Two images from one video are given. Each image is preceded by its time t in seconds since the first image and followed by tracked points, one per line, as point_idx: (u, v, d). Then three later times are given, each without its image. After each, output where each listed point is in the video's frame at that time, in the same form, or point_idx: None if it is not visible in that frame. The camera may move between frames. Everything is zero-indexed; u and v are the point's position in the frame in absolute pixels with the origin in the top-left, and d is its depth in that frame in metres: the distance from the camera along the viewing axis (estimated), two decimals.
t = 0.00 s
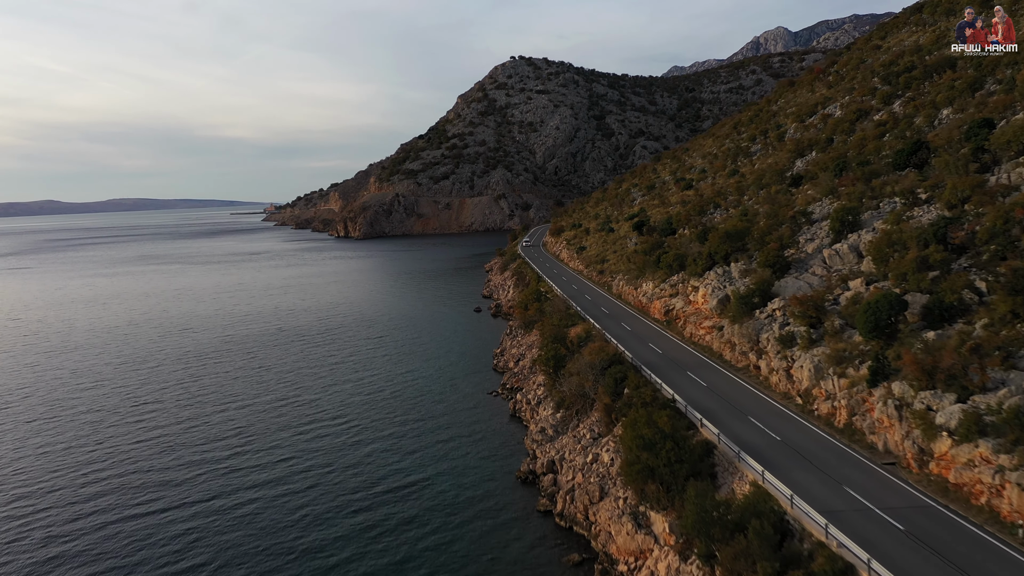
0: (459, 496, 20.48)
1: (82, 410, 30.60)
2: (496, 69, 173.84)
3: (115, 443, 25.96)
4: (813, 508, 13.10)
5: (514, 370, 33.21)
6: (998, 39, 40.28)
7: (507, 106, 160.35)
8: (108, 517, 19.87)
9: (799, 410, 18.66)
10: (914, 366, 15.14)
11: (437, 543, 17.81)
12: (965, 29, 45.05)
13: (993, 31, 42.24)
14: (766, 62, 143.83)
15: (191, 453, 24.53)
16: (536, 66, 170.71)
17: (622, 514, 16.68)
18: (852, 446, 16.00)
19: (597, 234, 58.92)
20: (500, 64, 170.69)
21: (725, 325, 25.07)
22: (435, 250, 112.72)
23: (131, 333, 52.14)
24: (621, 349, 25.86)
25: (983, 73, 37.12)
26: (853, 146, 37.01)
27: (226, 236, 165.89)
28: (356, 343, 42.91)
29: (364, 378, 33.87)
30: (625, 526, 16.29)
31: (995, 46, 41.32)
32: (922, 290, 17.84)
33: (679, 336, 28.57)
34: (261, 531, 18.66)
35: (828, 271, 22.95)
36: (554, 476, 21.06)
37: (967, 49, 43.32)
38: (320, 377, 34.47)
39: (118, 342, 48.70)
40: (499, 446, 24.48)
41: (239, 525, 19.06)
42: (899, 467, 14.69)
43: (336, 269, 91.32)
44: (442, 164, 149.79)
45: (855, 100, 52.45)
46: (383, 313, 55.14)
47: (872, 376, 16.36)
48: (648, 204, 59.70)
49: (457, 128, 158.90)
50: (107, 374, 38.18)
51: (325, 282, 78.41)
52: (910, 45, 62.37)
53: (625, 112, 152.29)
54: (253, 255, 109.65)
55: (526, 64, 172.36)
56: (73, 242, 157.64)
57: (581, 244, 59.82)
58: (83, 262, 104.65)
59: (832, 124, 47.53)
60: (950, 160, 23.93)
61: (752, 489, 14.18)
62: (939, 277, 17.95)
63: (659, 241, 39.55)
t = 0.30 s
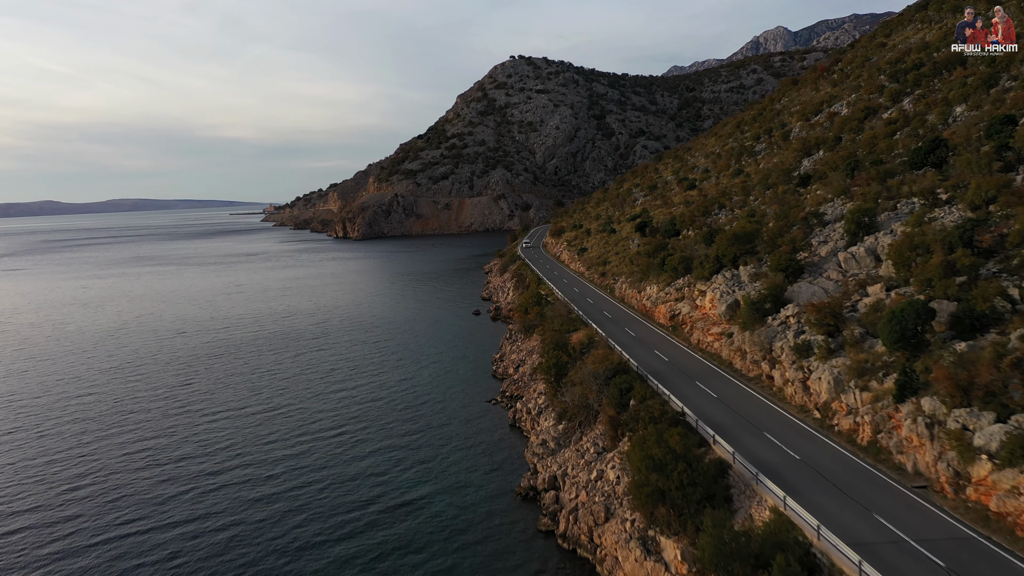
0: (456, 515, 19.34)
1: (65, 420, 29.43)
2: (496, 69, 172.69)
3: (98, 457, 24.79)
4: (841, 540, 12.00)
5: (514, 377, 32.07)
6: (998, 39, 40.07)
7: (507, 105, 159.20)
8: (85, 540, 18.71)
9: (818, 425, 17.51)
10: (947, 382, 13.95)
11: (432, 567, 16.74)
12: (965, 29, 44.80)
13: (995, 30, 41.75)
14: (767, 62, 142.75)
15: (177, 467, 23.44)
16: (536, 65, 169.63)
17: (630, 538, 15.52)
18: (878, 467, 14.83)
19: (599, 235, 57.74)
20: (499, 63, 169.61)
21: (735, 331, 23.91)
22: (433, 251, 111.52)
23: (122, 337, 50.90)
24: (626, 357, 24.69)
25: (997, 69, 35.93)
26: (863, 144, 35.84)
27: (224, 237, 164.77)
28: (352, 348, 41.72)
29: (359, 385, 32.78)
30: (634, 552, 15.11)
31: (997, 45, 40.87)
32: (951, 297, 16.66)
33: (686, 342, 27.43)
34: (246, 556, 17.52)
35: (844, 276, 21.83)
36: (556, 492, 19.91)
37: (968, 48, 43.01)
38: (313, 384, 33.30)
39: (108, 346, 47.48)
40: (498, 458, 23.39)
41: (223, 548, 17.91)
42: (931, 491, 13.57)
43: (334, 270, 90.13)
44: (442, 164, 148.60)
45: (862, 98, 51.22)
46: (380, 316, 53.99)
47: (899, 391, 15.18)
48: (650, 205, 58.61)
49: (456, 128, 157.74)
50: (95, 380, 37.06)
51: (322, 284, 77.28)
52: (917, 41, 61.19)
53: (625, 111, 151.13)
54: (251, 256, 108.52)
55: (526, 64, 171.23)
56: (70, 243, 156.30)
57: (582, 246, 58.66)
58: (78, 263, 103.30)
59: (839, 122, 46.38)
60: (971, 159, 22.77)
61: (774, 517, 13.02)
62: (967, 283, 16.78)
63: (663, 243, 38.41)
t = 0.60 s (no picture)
0: (453, 534, 18.35)
1: (50, 430, 28.48)
2: (496, 69, 171.77)
3: (80, 470, 23.84)
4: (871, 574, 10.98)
5: (514, 384, 31.06)
6: (998, 40, 39.52)
7: (507, 105, 158.19)
8: (61, 563, 17.71)
9: (837, 440, 16.50)
10: (982, 399, 12.89)
11: None
12: (965, 29, 44.45)
13: (994, 31, 41.58)
14: (768, 61, 141.80)
15: (163, 481, 22.48)
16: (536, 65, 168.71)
17: (637, 564, 14.51)
18: (906, 490, 13.78)
19: (600, 236, 56.73)
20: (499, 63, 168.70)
21: (745, 338, 22.88)
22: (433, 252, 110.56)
23: (114, 341, 49.94)
24: (630, 364, 23.65)
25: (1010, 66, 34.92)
26: (872, 143, 34.84)
27: (222, 237, 163.81)
28: (348, 353, 40.75)
29: (355, 392, 31.82)
30: None
31: (995, 46, 40.75)
32: (980, 305, 15.61)
33: (693, 349, 26.41)
34: None
35: (860, 281, 20.84)
36: (558, 509, 18.89)
37: (968, 48, 42.53)
38: (306, 391, 32.28)
39: (100, 350, 46.54)
40: (497, 471, 22.40)
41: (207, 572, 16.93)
42: (966, 517, 12.49)
43: (332, 272, 89.16)
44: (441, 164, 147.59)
45: (868, 96, 50.17)
46: (378, 319, 53.01)
47: (928, 407, 14.10)
48: (652, 205, 57.63)
49: (456, 128, 156.82)
50: (85, 386, 36.10)
51: (320, 286, 76.29)
52: (923, 39, 60.16)
53: (626, 111, 150.06)
54: (249, 257, 107.56)
55: (526, 63, 170.31)
56: (67, 244, 155.28)
57: (583, 247, 57.66)
58: (74, 264, 102.37)
59: (846, 121, 45.39)
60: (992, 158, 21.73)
61: (796, 547, 11.98)
62: (997, 290, 15.74)
63: (667, 244, 37.42)
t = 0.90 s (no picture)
0: (450, 559, 17.21)
1: (31, 442, 27.29)
2: (495, 68, 170.69)
3: (59, 487, 22.67)
4: None
5: (513, 392, 29.88)
6: (999, 39, 39.16)
7: (507, 104, 157.04)
8: None
9: (861, 460, 15.30)
10: None
11: None
12: (965, 28, 44.06)
13: (993, 31, 41.11)
14: (768, 60, 140.64)
15: (144, 500, 21.30)
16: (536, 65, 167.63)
17: None
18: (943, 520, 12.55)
19: (602, 237, 55.54)
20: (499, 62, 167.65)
21: (757, 346, 21.68)
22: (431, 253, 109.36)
23: (104, 345, 48.70)
24: (637, 375, 22.45)
25: None
26: (884, 142, 33.64)
27: (220, 238, 162.69)
28: (342, 358, 39.57)
29: (349, 400, 30.62)
30: None
31: (995, 46, 40.31)
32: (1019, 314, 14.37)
33: (701, 357, 25.22)
34: None
35: (881, 287, 19.62)
36: (561, 531, 17.73)
37: (968, 48, 42.16)
38: (299, 400, 31.10)
39: (89, 355, 45.31)
40: (496, 487, 21.26)
41: None
42: (1014, 552, 11.25)
43: (329, 273, 87.94)
44: (440, 164, 146.42)
45: (875, 93, 48.93)
46: (375, 323, 51.82)
47: (965, 427, 12.85)
48: (654, 206, 56.46)
49: (455, 128, 155.70)
50: (71, 394, 34.93)
51: (317, 288, 75.11)
52: (930, 36, 58.97)
53: (626, 111, 148.89)
54: (245, 258, 106.27)
55: (525, 63, 169.27)
56: (65, 245, 154.15)
57: (585, 248, 56.45)
58: (68, 266, 100.99)
59: (854, 119, 44.19)
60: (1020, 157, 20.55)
61: None
62: None
63: (671, 246, 36.26)
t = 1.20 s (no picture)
0: None
1: (12, 453, 26.19)
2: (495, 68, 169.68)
3: (38, 503, 21.60)
4: None
5: (512, 399, 28.83)
6: (997, 39, 39.58)
7: (506, 104, 156.00)
8: None
9: (887, 482, 14.22)
10: None
11: None
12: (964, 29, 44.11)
13: (994, 31, 41.00)
14: (769, 59, 139.51)
15: (126, 517, 20.24)
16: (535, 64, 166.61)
17: None
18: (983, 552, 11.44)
19: (603, 239, 54.45)
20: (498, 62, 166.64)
21: (769, 355, 20.62)
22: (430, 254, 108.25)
23: (95, 349, 47.55)
24: (642, 384, 21.38)
25: None
26: (896, 140, 32.51)
27: (218, 239, 161.45)
28: (337, 363, 38.48)
29: (343, 408, 29.53)
30: None
31: (993, 46, 40.37)
32: None
33: (709, 364, 24.14)
34: None
35: (901, 294, 18.54)
36: (563, 553, 16.67)
37: (968, 48, 42.11)
38: (291, 408, 30.02)
39: (78, 360, 44.19)
40: (496, 504, 20.20)
41: None
42: None
43: (326, 275, 86.81)
44: (440, 164, 145.32)
45: (883, 91, 47.77)
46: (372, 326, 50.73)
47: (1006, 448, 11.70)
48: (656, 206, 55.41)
49: (455, 128, 154.66)
50: (57, 400, 33.83)
51: (314, 290, 74.00)
52: (936, 33, 57.92)
53: (626, 110, 147.85)
54: (242, 259, 105.04)
55: (525, 63, 168.22)
56: (60, 246, 152.57)
57: (585, 250, 55.37)
58: (62, 267, 99.66)
59: (862, 117, 43.11)
60: None
61: None
62: None
63: (675, 248, 35.16)
